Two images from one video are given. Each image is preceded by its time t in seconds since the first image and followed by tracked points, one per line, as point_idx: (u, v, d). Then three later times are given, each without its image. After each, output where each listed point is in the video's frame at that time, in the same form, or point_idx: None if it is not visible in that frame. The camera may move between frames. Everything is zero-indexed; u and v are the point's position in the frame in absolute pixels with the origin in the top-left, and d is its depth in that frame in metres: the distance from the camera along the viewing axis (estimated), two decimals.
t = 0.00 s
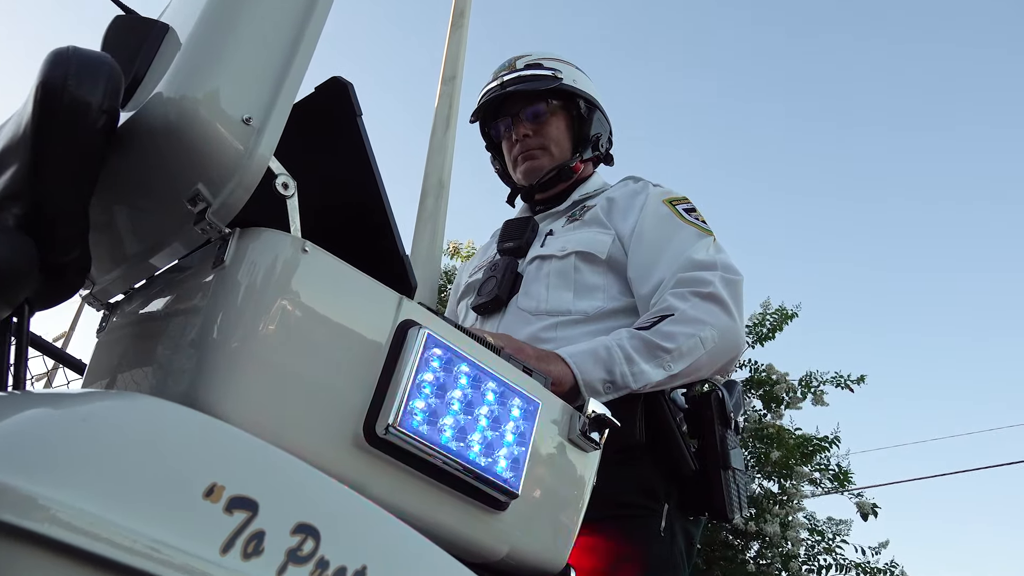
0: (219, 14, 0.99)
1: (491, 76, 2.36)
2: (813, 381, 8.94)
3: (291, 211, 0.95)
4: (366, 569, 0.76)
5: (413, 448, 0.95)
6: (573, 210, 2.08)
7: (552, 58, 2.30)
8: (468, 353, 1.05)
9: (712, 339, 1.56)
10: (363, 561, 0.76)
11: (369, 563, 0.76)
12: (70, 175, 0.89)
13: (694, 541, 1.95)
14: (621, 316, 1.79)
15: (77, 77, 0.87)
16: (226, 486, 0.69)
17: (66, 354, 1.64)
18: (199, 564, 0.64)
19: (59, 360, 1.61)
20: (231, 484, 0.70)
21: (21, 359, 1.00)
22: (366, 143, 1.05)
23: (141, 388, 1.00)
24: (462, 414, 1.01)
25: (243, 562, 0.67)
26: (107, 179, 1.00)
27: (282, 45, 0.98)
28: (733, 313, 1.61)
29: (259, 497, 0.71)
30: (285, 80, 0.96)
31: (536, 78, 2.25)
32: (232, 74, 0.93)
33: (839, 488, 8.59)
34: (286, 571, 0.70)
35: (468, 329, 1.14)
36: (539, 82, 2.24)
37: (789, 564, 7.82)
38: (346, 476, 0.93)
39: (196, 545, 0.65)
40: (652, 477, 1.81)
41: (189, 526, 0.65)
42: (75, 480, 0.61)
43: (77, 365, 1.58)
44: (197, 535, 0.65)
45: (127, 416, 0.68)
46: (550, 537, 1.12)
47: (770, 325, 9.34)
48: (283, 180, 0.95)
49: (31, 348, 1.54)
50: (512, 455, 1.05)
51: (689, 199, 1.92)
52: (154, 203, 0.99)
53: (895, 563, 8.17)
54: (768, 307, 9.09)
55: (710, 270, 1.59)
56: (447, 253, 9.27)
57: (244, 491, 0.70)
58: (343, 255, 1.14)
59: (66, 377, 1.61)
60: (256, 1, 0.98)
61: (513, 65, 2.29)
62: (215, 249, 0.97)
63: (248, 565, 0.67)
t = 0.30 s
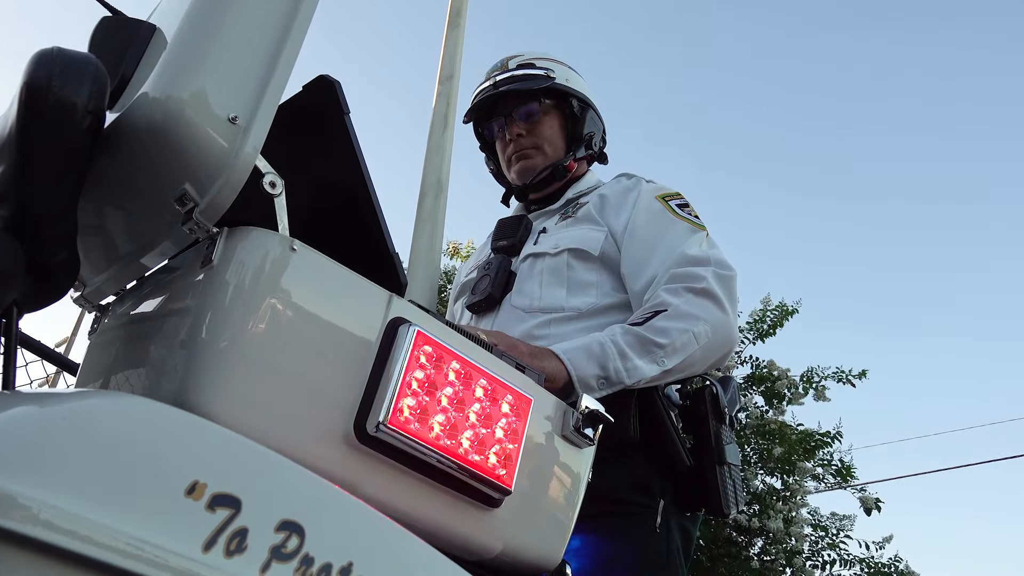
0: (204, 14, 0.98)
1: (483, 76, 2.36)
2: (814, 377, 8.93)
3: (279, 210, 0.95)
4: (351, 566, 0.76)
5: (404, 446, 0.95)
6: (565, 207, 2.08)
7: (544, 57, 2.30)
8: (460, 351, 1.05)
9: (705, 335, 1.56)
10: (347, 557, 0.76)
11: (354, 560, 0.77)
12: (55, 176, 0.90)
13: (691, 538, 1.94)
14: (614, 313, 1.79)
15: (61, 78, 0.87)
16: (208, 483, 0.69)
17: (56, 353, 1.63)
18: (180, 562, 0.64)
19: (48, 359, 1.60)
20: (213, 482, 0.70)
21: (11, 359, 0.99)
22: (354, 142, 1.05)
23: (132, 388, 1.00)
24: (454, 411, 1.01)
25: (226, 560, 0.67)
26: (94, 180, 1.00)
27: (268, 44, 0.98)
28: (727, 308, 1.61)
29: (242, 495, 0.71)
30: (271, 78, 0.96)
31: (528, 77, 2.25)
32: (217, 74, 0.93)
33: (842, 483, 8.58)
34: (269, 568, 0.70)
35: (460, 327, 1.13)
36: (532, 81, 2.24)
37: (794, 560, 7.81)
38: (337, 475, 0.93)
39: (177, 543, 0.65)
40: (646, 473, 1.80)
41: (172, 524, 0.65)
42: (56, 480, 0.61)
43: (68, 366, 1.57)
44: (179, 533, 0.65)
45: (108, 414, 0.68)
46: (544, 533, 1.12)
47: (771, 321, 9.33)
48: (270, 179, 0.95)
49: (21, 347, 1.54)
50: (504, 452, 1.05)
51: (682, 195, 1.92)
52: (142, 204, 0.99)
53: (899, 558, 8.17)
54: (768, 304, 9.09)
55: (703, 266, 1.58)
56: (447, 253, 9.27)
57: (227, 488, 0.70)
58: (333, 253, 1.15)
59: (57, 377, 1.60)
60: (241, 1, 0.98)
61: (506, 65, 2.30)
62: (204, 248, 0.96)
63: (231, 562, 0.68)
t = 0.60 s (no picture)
0: (199, 12, 0.99)
1: (486, 75, 2.36)
2: (824, 375, 8.90)
3: (272, 207, 0.95)
4: (337, 560, 0.76)
5: (398, 443, 0.95)
6: (567, 206, 2.07)
7: (547, 56, 2.30)
8: (455, 348, 1.05)
9: (705, 333, 1.55)
10: (332, 552, 0.76)
11: (339, 554, 0.77)
12: (50, 175, 0.90)
13: (692, 536, 1.94)
14: (615, 311, 1.79)
15: (54, 78, 0.88)
16: (190, 478, 0.69)
17: (56, 351, 1.64)
18: (160, 555, 0.64)
19: (48, 356, 1.61)
20: (196, 476, 0.70)
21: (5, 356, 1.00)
22: (348, 141, 1.05)
23: (128, 387, 1.00)
24: (448, 407, 1.01)
25: (207, 554, 0.67)
26: (88, 180, 1.00)
27: (262, 41, 0.98)
28: (727, 306, 1.60)
29: (225, 488, 0.71)
30: (265, 76, 0.96)
31: (531, 76, 2.24)
32: (210, 72, 0.93)
33: (853, 482, 8.54)
34: (252, 562, 0.70)
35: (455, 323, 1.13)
36: (534, 81, 2.23)
37: (804, 559, 7.78)
38: (330, 472, 0.93)
39: (157, 537, 0.65)
40: (647, 471, 1.79)
41: (154, 518, 0.66)
42: (36, 473, 0.61)
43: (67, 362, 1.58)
44: (159, 527, 0.65)
45: (92, 408, 0.68)
46: (541, 530, 1.12)
47: (780, 319, 9.30)
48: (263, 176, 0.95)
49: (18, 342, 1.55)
50: (499, 449, 1.05)
51: (683, 192, 1.92)
52: (137, 203, 1.00)
53: (911, 557, 8.12)
54: (778, 302, 9.05)
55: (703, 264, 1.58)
56: (455, 253, 9.29)
57: (209, 483, 0.70)
58: (328, 252, 1.15)
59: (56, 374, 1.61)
60: None
61: (508, 64, 2.30)
62: (198, 247, 0.97)
63: (213, 556, 0.68)
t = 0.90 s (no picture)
0: None
1: (478, 69, 2.37)
2: (825, 369, 8.90)
3: (253, 198, 0.94)
4: (307, 549, 0.76)
5: (381, 434, 0.95)
6: (558, 199, 2.07)
7: (538, 49, 2.30)
8: (439, 339, 1.05)
9: (694, 325, 1.55)
10: (303, 541, 0.76)
11: (310, 543, 0.77)
12: (30, 166, 0.90)
13: (683, 528, 1.95)
14: (606, 303, 1.79)
15: (32, 68, 0.87)
16: (157, 466, 0.69)
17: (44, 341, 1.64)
18: (123, 543, 0.65)
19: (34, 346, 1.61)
20: (163, 464, 0.70)
21: None
22: (331, 131, 1.05)
23: (111, 379, 1.00)
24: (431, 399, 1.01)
25: (171, 542, 0.68)
26: (69, 172, 1.00)
27: (243, 31, 0.97)
28: (716, 298, 1.60)
29: (193, 477, 0.71)
30: (246, 66, 0.95)
31: (522, 68, 2.24)
32: (190, 63, 0.93)
33: (853, 476, 8.54)
34: (219, 551, 0.71)
35: (440, 315, 1.13)
36: (525, 73, 2.23)
37: (805, 553, 7.78)
38: (311, 464, 0.93)
39: (121, 525, 0.65)
40: (637, 463, 1.80)
41: (120, 507, 0.66)
42: None
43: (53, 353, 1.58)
44: (123, 516, 0.66)
45: (59, 397, 0.68)
46: (527, 523, 1.11)
47: (781, 313, 9.29)
48: (244, 167, 0.94)
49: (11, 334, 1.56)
50: (483, 440, 1.05)
51: (674, 184, 1.91)
52: (118, 194, 0.99)
53: (911, 550, 8.13)
54: (778, 296, 9.04)
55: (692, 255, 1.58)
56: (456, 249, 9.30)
57: (176, 471, 0.70)
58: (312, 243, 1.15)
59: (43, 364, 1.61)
60: None
61: (500, 57, 2.30)
62: (179, 238, 0.97)
63: (179, 545, 0.68)
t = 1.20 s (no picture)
0: None
1: (466, 61, 2.36)
2: (821, 361, 8.91)
3: (230, 191, 0.94)
4: (277, 541, 0.76)
5: (360, 427, 0.94)
6: (546, 192, 2.06)
7: (526, 41, 2.30)
8: (420, 331, 1.05)
9: (681, 317, 1.55)
10: (272, 534, 0.76)
11: (280, 536, 0.77)
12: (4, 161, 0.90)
13: (671, 521, 1.94)
14: (593, 296, 1.78)
15: (5, 62, 0.87)
16: (121, 460, 0.69)
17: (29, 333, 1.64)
18: (86, 536, 0.64)
19: (14, 338, 1.61)
20: (127, 458, 0.69)
21: None
22: (309, 124, 1.04)
23: (91, 374, 1.00)
24: (412, 392, 1.00)
25: (136, 536, 0.67)
26: (45, 166, 0.99)
27: (219, 23, 0.97)
28: (703, 290, 1.60)
29: (158, 470, 0.71)
30: (221, 58, 0.95)
31: (510, 60, 2.24)
32: (165, 56, 0.93)
33: (850, 468, 8.56)
34: (185, 544, 0.70)
35: (423, 308, 1.13)
36: (512, 65, 2.23)
37: (802, 545, 7.80)
38: (291, 458, 0.93)
39: (84, 519, 0.65)
40: (624, 457, 1.80)
41: (82, 499, 0.65)
42: None
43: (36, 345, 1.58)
44: (86, 509, 0.65)
45: (23, 390, 0.68)
46: (511, 516, 1.11)
47: (777, 306, 9.30)
48: (221, 160, 0.93)
49: None
50: (465, 433, 1.04)
51: (662, 176, 1.91)
52: (94, 189, 0.99)
53: (908, 542, 8.15)
54: (773, 289, 9.05)
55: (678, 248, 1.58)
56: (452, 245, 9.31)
57: (141, 464, 0.70)
58: (291, 237, 1.14)
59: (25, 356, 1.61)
60: None
61: (488, 50, 2.30)
62: (156, 233, 0.97)
63: (144, 538, 0.68)
